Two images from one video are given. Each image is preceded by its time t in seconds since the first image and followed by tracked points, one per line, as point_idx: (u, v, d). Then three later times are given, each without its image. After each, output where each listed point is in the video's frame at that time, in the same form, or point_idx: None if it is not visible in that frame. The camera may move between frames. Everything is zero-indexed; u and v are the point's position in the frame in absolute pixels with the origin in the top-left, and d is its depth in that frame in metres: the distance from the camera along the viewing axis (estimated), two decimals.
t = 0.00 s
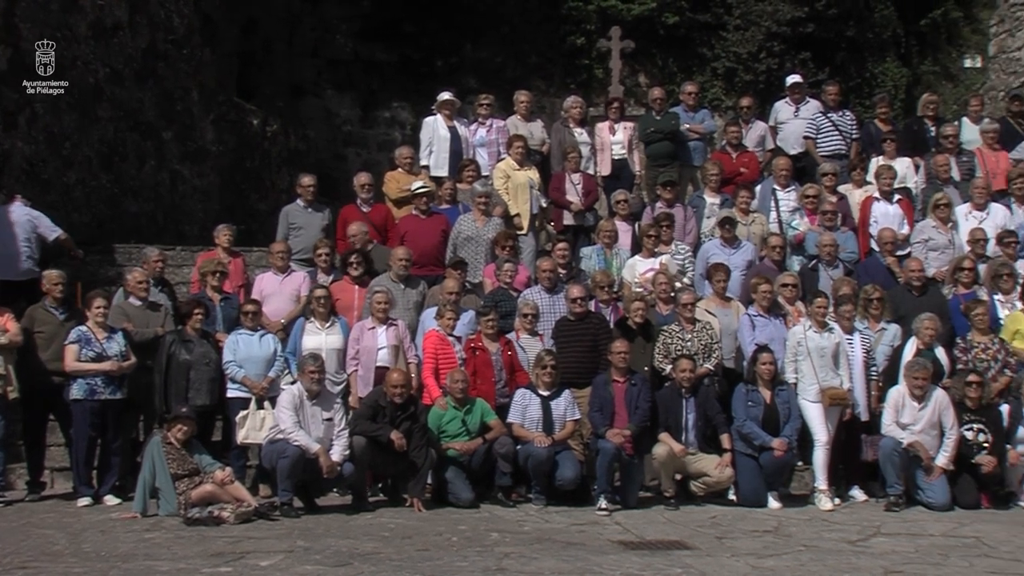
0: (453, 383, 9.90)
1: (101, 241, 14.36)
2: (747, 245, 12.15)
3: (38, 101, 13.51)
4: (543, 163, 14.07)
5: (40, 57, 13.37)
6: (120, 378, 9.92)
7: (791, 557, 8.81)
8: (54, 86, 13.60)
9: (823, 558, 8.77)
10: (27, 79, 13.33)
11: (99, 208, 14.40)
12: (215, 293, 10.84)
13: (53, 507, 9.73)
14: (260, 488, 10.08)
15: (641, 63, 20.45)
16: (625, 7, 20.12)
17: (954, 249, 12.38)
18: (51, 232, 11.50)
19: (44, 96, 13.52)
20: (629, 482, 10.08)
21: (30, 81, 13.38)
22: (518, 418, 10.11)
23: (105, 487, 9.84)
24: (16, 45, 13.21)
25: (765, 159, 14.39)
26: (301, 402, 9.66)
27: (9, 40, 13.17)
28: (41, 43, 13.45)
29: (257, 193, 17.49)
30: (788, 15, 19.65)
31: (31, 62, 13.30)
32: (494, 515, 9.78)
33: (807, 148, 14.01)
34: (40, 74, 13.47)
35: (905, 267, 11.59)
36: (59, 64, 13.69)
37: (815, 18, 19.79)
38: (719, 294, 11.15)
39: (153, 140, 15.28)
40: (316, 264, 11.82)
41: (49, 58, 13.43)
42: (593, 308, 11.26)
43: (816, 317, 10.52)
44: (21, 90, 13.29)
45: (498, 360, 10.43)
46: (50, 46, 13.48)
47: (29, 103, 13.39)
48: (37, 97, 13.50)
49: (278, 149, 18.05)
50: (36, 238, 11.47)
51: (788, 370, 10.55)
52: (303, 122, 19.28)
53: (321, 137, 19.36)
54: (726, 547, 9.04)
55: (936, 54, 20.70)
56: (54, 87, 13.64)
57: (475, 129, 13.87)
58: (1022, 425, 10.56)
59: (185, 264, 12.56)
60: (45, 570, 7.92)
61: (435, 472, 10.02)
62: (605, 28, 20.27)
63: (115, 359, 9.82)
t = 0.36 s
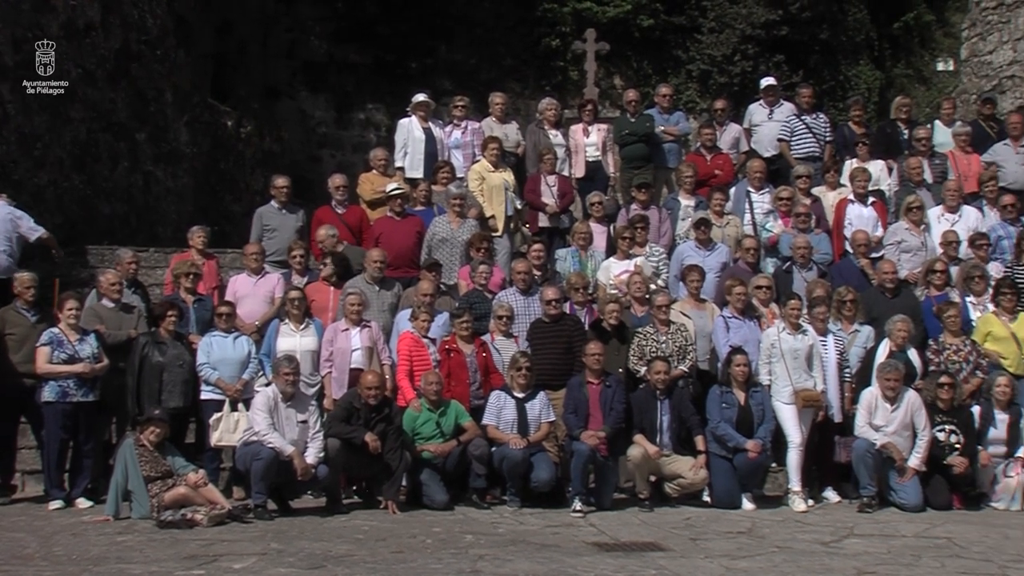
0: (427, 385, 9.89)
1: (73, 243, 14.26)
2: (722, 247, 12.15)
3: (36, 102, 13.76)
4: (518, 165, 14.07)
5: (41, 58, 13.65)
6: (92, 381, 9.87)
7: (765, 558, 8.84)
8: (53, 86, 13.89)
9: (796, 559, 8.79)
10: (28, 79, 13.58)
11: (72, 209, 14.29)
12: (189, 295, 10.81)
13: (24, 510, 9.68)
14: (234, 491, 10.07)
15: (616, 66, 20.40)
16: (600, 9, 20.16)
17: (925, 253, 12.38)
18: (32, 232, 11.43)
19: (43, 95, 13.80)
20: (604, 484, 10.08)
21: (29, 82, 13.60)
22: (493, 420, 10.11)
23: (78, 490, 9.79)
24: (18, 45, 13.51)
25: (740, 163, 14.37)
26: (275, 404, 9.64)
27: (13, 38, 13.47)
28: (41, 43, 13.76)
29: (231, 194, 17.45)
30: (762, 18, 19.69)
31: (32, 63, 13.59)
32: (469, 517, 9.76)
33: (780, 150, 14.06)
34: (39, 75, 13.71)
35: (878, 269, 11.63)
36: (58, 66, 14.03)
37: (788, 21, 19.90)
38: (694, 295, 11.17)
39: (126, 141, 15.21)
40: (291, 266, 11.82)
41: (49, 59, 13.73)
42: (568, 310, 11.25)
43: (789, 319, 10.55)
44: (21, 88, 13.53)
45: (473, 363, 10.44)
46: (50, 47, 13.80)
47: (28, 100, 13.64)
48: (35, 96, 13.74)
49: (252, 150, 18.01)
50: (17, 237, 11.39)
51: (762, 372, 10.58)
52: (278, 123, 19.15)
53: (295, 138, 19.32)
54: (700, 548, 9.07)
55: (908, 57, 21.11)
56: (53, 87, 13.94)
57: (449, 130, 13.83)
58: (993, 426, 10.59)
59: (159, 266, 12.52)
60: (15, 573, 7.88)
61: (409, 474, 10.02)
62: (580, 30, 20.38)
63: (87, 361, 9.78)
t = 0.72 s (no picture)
0: (410, 386, 9.89)
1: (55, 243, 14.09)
2: (704, 248, 12.18)
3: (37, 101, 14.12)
4: (501, 166, 14.08)
5: (41, 58, 14.06)
6: (73, 381, 9.85)
7: (747, 558, 8.86)
8: (53, 85, 14.26)
9: (778, 559, 8.82)
10: (27, 78, 13.97)
11: (53, 208, 14.16)
12: (171, 295, 10.79)
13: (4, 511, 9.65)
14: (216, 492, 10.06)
15: (599, 66, 20.39)
16: (583, 10, 20.17)
17: (907, 253, 12.40)
18: (26, 217, 11.32)
19: (44, 95, 14.17)
20: (586, 484, 10.08)
21: (29, 81, 13.98)
22: (475, 421, 10.10)
23: (58, 490, 9.77)
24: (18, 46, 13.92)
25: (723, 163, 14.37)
26: (258, 405, 9.62)
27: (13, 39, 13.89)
28: (41, 44, 14.18)
29: (213, 194, 17.41)
30: (744, 19, 19.74)
31: (31, 62, 13.99)
32: (452, 517, 9.76)
33: (763, 151, 14.09)
34: (38, 75, 14.09)
35: (861, 270, 11.65)
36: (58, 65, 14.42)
37: (771, 22, 19.92)
38: (676, 296, 11.20)
39: (108, 141, 15.19)
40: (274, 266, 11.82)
41: (48, 59, 14.13)
42: (551, 310, 11.25)
43: (772, 320, 10.57)
44: (21, 87, 13.91)
45: (456, 363, 10.43)
46: (49, 47, 14.20)
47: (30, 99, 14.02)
48: (35, 96, 14.11)
49: (234, 150, 17.98)
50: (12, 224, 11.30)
51: (745, 372, 10.60)
52: (261, 123, 19.16)
53: (278, 138, 19.30)
54: (682, 549, 9.08)
55: (890, 59, 21.09)
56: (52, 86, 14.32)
57: (433, 131, 13.85)
58: (973, 426, 10.60)
59: (141, 266, 12.49)
60: None
61: (392, 475, 10.01)
62: (563, 30, 20.36)
63: (68, 362, 9.74)
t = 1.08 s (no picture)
0: (387, 386, 9.87)
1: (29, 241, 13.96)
2: (680, 248, 12.21)
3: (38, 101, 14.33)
4: (478, 166, 14.09)
5: (40, 57, 14.22)
6: (48, 382, 9.82)
7: (723, 558, 8.88)
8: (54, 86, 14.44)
9: (754, 559, 8.84)
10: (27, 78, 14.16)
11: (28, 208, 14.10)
12: (148, 295, 10.77)
13: None
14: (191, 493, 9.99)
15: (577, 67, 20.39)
16: (560, 10, 20.19)
17: (883, 254, 12.44)
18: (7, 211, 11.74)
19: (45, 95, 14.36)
20: (564, 485, 10.08)
21: (29, 82, 14.17)
22: (453, 421, 10.09)
23: (33, 491, 9.74)
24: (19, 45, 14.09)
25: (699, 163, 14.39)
26: (234, 405, 9.61)
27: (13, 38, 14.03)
28: (40, 44, 14.31)
29: (190, 194, 17.34)
30: (722, 19, 19.78)
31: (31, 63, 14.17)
32: (428, 518, 9.76)
33: (740, 152, 14.11)
34: (38, 75, 14.27)
35: (836, 270, 11.69)
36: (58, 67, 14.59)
37: (748, 22, 19.98)
38: (653, 297, 11.17)
39: (82, 141, 15.16)
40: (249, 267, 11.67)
41: (48, 59, 14.30)
42: (528, 311, 11.26)
43: (749, 319, 10.59)
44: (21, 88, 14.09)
45: (433, 364, 10.42)
46: (49, 47, 14.35)
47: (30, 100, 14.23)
48: (35, 96, 14.32)
49: (211, 150, 17.93)
50: None
51: (721, 373, 10.63)
52: (239, 122, 18.97)
53: (256, 138, 19.16)
54: (660, 549, 9.10)
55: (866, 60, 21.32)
56: (53, 87, 14.51)
57: (410, 130, 13.80)
58: (949, 426, 10.63)
59: (116, 266, 12.44)
60: None
61: (369, 475, 10.00)
62: (540, 31, 20.39)
63: (43, 362, 9.70)
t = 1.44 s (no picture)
0: (363, 386, 9.85)
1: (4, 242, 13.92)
2: (657, 249, 12.22)
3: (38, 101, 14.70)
4: (455, 167, 14.08)
5: (40, 58, 14.67)
6: (22, 383, 9.77)
7: (699, 558, 8.90)
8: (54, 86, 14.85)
9: (729, 559, 8.86)
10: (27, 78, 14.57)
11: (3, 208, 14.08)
12: (123, 296, 10.73)
13: None
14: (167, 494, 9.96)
15: (554, 67, 20.27)
16: (537, 11, 20.12)
17: (855, 254, 12.49)
18: None
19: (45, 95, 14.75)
20: (540, 485, 10.09)
21: (29, 81, 14.59)
22: (429, 422, 10.10)
23: (5, 493, 9.67)
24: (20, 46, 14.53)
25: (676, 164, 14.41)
26: (209, 406, 9.60)
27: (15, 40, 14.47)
28: (41, 45, 14.81)
29: (165, 194, 17.25)
30: (699, 21, 19.81)
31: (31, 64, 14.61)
32: (405, 519, 9.76)
33: (716, 152, 14.13)
34: (38, 75, 14.70)
35: (812, 271, 11.72)
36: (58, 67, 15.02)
37: (725, 23, 20.02)
38: (629, 297, 11.20)
39: (57, 140, 15.08)
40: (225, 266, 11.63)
41: (47, 59, 14.74)
42: (505, 311, 11.26)
43: (725, 320, 10.62)
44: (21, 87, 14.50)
45: (409, 364, 10.41)
46: (49, 48, 14.83)
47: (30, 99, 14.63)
48: (35, 96, 14.72)
49: (187, 149, 17.87)
50: None
51: (698, 373, 10.63)
52: (215, 122, 18.94)
53: (232, 138, 19.13)
54: (636, 549, 9.12)
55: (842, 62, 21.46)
56: (52, 86, 14.93)
57: (387, 130, 13.80)
58: (924, 427, 10.67)
59: (91, 267, 12.40)
60: None
61: (345, 476, 9.98)
62: (517, 31, 20.36)
63: (16, 363, 9.68)
